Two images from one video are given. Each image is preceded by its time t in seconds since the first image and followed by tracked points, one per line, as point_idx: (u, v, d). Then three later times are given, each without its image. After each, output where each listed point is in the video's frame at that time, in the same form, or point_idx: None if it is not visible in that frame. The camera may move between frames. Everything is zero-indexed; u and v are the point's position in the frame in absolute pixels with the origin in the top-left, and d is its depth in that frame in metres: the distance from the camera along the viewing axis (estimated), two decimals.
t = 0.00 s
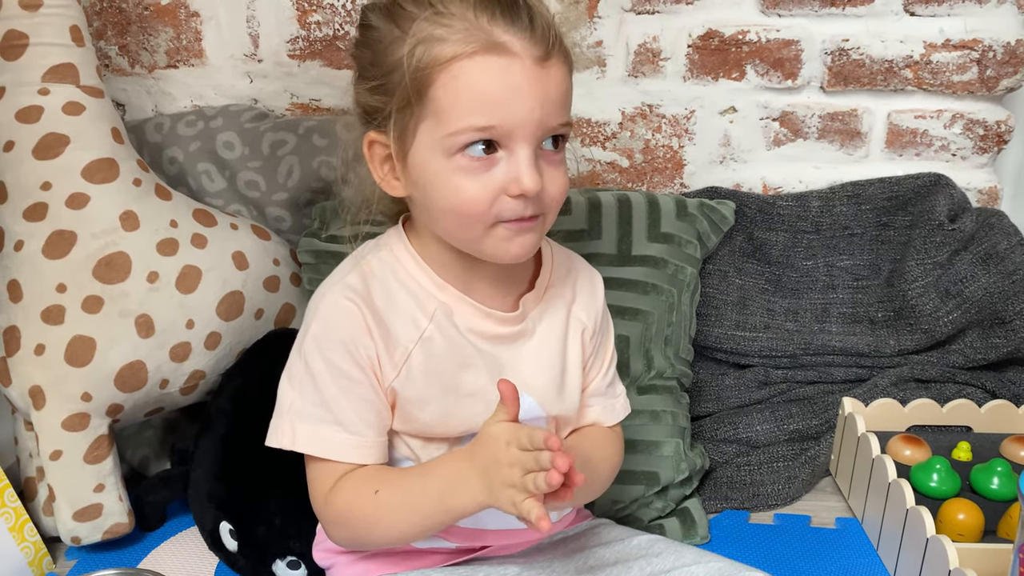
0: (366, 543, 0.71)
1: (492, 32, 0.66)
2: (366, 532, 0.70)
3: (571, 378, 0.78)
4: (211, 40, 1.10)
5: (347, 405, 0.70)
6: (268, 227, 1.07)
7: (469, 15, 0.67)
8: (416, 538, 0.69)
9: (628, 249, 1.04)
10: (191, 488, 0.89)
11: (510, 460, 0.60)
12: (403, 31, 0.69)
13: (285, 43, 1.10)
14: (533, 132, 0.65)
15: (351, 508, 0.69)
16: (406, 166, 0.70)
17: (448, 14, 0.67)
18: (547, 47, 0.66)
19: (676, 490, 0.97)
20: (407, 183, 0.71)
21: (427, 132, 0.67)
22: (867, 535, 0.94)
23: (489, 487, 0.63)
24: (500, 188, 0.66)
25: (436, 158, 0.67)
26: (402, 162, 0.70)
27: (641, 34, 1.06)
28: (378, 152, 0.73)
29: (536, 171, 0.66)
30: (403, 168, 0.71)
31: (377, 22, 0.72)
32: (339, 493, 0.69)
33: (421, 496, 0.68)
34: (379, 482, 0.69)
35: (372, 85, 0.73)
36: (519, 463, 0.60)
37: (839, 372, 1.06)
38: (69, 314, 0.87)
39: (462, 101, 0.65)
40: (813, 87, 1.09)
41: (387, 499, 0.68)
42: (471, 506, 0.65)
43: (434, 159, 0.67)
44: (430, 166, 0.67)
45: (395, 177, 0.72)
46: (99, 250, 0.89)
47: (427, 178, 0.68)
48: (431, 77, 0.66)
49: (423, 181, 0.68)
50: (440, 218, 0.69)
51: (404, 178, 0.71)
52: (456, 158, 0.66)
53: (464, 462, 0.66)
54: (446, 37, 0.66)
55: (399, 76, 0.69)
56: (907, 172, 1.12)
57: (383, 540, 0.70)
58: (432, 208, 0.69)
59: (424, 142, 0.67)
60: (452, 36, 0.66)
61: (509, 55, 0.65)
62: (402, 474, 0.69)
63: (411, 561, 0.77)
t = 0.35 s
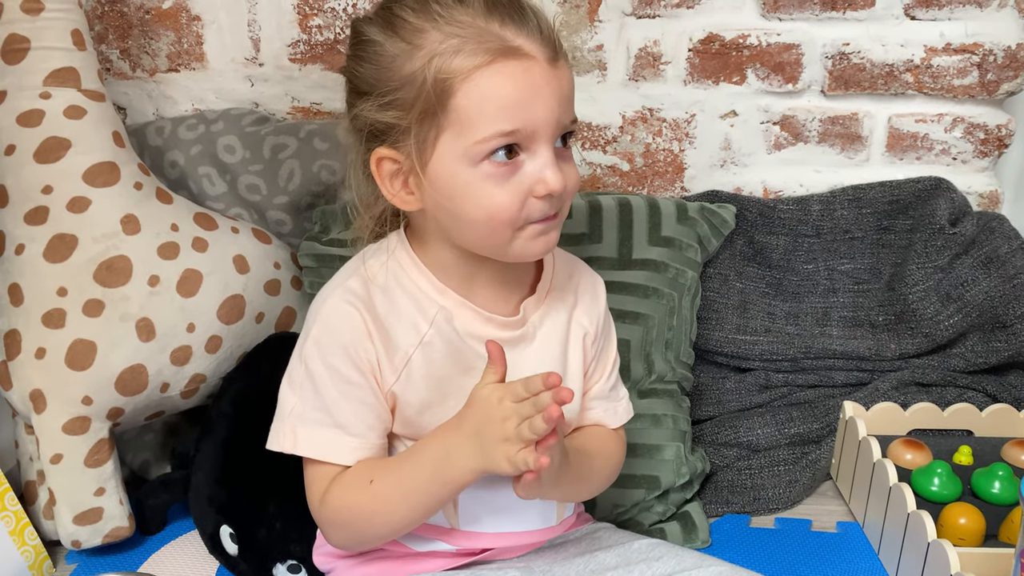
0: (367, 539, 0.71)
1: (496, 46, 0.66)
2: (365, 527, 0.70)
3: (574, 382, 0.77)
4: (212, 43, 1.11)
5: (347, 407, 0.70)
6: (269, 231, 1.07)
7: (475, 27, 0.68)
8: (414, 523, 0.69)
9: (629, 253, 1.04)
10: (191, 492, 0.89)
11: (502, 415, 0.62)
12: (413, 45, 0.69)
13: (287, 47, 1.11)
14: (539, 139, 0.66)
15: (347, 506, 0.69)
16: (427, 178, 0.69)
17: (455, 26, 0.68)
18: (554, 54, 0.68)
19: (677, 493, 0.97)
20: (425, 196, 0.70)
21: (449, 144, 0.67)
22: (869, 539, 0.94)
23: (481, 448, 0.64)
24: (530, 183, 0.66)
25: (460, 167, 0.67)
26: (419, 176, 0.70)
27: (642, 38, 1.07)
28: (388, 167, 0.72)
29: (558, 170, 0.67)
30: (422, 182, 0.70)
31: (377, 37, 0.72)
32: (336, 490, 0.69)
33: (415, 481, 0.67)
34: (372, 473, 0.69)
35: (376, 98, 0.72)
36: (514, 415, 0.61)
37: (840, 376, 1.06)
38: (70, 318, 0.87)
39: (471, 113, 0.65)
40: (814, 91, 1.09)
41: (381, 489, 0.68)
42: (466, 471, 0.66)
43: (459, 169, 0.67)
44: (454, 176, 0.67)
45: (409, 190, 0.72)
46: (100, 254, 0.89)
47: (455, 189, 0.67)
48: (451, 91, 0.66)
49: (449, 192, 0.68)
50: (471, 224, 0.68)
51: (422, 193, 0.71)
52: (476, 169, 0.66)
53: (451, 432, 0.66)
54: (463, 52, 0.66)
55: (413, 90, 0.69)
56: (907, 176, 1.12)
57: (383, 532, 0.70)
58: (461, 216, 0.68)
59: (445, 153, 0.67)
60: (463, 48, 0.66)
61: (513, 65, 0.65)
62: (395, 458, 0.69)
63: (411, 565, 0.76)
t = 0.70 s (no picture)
0: (369, 545, 0.71)
1: (465, 49, 0.66)
2: (365, 534, 0.70)
3: (573, 386, 0.77)
4: (212, 46, 1.11)
5: (346, 416, 0.70)
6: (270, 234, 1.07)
7: (445, 27, 0.68)
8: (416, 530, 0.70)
9: (630, 255, 1.04)
10: (193, 493, 0.89)
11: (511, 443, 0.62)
12: (392, 47, 0.69)
13: (287, 50, 1.11)
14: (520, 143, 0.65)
15: (346, 514, 0.69)
16: (406, 181, 0.70)
17: (428, 27, 0.68)
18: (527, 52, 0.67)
19: (678, 496, 0.97)
20: (406, 198, 0.71)
21: (425, 146, 0.67)
22: (870, 541, 0.94)
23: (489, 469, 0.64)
24: (506, 188, 0.66)
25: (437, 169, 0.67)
26: (400, 178, 0.71)
27: (642, 41, 1.07)
28: (372, 168, 0.73)
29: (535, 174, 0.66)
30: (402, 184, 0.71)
31: (361, 40, 0.72)
32: (337, 499, 0.69)
33: (421, 492, 0.68)
34: (376, 481, 0.69)
35: (360, 101, 0.73)
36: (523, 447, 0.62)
37: (841, 377, 1.06)
38: (71, 321, 0.88)
39: (449, 116, 0.65)
40: (814, 93, 1.09)
41: (385, 498, 0.68)
42: (472, 484, 0.66)
43: (435, 171, 0.67)
44: (431, 179, 0.67)
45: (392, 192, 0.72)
46: (101, 257, 0.89)
47: (433, 192, 0.68)
48: (423, 93, 0.67)
49: (426, 195, 0.68)
50: (449, 228, 0.68)
51: (404, 195, 0.71)
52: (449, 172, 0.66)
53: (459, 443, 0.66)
54: (434, 53, 0.67)
55: (393, 92, 0.69)
56: (907, 177, 1.12)
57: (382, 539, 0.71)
58: (437, 218, 0.68)
59: (422, 156, 0.67)
60: (434, 49, 0.67)
61: (485, 70, 0.65)
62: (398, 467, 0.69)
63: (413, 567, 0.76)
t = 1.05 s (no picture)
0: (350, 539, 0.67)
1: (398, 56, 0.64)
2: (340, 526, 0.66)
3: (559, 398, 0.76)
4: (212, 56, 1.10)
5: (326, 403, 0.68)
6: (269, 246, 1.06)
7: (393, 31, 0.66)
8: (383, 501, 0.65)
9: (633, 270, 1.03)
10: (187, 510, 0.87)
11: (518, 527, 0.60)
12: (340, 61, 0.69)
13: (287, 60, 1.09)
14: (436, 159, 0.62)
15: (315, 508, 0.65)
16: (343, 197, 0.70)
17: (378, 31, 0.67)
18: (459, 67, 0.64)
19: (682, 516, 0.95)
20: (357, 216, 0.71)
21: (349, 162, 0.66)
22: (879, 565, 0.91)
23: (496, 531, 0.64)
24: (424, 192, 0.63)
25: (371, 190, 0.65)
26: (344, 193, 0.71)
27: (647, 52, 1.05)
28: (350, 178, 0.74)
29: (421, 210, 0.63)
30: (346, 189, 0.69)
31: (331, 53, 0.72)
32: (301, 491, 0.66)
33: (358, 455, 0.64)
34: (324, 459, 0.66)
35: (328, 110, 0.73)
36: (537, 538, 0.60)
37: (849, 396, 1.04)
38: (65, 335, 0.86)
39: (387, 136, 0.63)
40: (822, 106, 1.07)
41: (332, 475, 0.64)
42: (406, 428, 0.64)
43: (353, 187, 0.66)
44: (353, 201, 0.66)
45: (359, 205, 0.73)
46: (96, 269, 0.88)
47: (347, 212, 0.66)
48: (351, 93, 0.65)
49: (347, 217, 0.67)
50: (358, 237, 0.65)
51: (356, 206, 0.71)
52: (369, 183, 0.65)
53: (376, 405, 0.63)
54: (370, 56, 0.65)
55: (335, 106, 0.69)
56: (917, 192, 1.10)
57: (361, 525, 0.66)
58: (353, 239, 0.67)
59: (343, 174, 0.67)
60: (373, 51, 0.66)
61: (408, 81, 0.63)
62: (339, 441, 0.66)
63: None
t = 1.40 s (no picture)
0: (351, 542, 0.67)
1: (367, 47, 0.65)
2: (339, 529, 0.65)
3: (555, 402, 0.75)
4: (221, 55, 1.09)
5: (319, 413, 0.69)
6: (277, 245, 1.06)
7: (364, 28, 0.67)
8: (379, 500, 0.65)
9: (642, 271, 1.02)
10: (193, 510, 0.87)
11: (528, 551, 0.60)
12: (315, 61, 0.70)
13: (296, 59, 1.09)
14: (412, 144, 0.62)
15: (312, 513, 0.65)
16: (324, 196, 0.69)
17: (350, 29, 0.68)
18: (429, 54, 0.64)
19: (689, 519, 0.94)
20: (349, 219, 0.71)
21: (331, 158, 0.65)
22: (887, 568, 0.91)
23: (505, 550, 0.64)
24: (400, 180, 0.62)
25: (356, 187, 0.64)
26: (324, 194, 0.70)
27: (656, 53, 1.05)
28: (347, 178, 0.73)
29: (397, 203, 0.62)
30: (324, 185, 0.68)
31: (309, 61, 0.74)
32: (298, 497, 0.66)
33: (353, 454, 0.63)
34: (318, 464, 0.66)
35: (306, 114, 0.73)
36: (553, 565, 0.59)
37: (857, 399, 1.03)
38: (73, 333, 0.86)
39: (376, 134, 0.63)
40: (831, 108, 1.07)
41: (326, 477, 0.64)
42: (399, 419, 0.64)
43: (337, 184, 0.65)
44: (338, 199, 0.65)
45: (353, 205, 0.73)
46: (104, 268, 0.88)
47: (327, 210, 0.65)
48: (326, 88, 0.65)
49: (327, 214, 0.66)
50: (341, 237, 0.65)
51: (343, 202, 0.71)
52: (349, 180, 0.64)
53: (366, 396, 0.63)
54: (342, 52, 0.66)
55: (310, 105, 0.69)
56: (926, 195, 1.10)
57: (359, 527, 0.66)
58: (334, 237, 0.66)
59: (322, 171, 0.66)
60: (346, 46, 0.66)
61: (380, 69, 0.63)
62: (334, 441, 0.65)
63: None
